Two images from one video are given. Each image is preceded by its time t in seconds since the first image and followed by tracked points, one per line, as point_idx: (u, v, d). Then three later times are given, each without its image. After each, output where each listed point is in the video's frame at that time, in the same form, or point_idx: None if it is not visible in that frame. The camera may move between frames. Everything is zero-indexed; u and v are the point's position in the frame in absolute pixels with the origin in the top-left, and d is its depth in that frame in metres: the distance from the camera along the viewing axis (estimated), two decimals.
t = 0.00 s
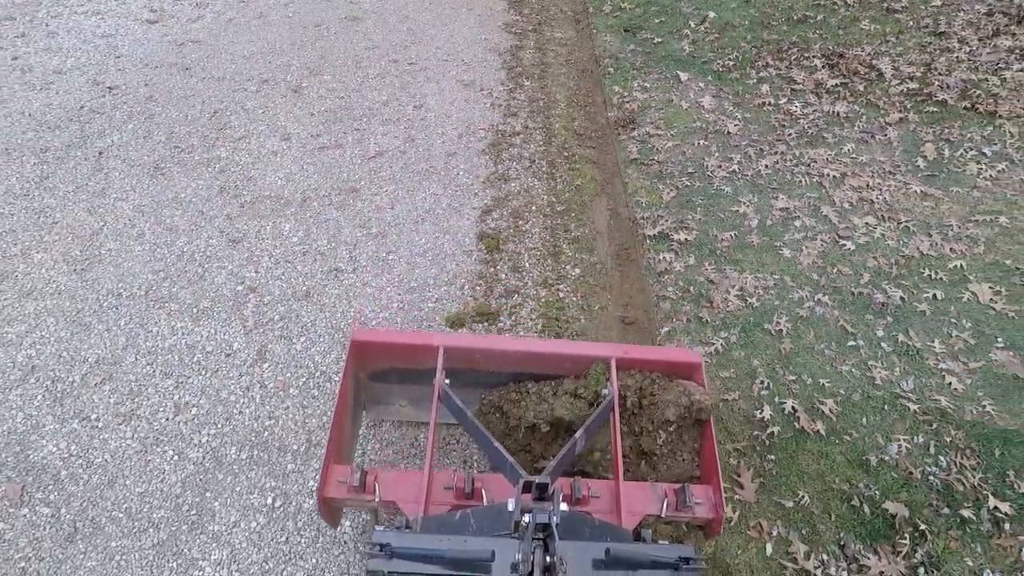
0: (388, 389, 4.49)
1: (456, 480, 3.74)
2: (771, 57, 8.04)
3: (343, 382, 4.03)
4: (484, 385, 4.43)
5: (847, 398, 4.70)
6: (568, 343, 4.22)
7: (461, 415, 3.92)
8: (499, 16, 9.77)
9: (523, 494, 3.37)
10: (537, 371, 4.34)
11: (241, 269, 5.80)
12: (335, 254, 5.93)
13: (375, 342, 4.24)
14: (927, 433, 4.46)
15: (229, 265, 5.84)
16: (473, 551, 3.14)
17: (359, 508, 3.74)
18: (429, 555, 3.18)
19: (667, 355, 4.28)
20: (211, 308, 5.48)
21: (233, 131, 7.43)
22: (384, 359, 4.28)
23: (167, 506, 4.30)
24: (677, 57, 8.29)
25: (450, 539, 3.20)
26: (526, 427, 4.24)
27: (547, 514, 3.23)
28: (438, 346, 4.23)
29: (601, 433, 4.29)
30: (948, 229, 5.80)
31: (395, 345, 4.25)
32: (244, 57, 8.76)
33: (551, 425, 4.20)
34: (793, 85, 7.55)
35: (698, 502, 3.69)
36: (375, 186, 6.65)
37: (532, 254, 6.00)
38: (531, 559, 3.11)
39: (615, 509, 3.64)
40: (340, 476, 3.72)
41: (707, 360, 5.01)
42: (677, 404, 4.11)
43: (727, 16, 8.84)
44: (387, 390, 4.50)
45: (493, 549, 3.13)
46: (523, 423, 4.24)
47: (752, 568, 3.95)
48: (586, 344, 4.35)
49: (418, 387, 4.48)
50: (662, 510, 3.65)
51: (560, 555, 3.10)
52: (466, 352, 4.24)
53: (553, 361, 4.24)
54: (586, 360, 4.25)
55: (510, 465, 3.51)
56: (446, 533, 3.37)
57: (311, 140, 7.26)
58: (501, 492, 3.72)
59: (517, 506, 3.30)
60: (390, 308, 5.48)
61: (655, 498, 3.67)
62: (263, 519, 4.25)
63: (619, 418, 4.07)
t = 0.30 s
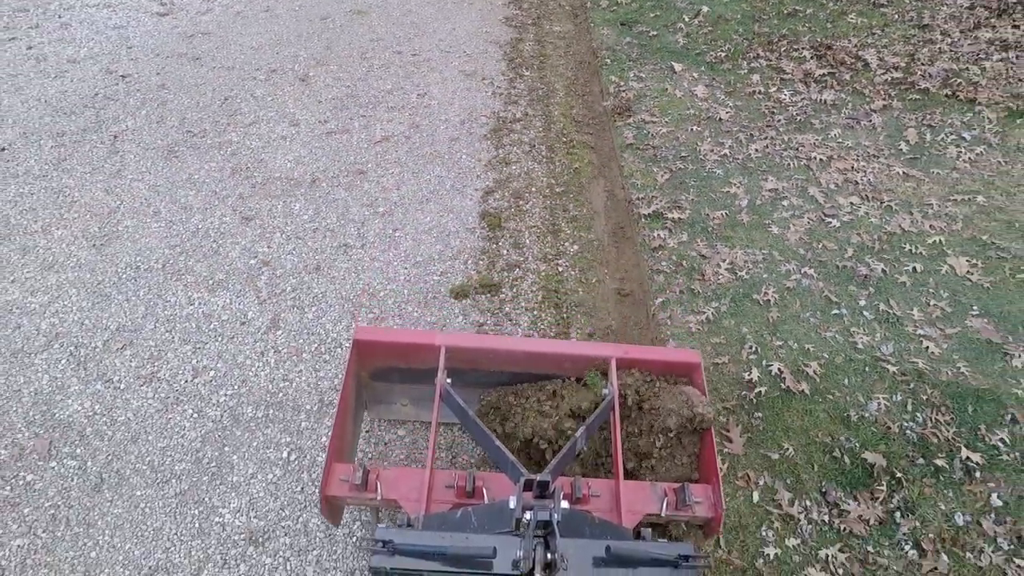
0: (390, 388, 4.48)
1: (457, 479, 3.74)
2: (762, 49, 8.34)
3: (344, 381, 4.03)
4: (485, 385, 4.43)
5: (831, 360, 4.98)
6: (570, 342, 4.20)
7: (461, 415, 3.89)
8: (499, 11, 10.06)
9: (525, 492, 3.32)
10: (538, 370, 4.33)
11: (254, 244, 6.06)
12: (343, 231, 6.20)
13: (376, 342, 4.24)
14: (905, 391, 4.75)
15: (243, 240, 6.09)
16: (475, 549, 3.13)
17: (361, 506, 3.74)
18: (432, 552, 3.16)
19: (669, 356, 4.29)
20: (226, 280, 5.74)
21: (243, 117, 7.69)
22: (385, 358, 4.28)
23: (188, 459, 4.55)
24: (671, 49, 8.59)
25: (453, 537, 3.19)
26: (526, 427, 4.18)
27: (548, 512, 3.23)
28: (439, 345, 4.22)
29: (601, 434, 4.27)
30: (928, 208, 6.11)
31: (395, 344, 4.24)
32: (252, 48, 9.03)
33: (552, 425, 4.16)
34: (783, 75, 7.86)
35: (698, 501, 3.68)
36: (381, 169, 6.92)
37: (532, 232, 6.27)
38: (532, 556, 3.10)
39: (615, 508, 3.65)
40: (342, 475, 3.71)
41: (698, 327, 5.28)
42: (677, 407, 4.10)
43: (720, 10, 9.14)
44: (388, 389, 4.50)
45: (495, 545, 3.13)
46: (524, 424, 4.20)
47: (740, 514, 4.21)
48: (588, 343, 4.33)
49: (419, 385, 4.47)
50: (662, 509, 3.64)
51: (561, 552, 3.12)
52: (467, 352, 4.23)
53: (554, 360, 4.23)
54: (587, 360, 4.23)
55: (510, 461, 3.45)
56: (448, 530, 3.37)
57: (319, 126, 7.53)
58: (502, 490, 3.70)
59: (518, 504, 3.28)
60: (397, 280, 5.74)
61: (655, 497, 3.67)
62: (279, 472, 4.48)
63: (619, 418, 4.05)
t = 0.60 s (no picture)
0: (386, 391, 4.52)
1: (453, 481, 3.78)
2: (751, 40, 8.60)
3: (342, 382, 4.07)
4: (482, 386, 4.48)
5: (815, 328, 5.22)
6: (565, 344, 4.28)
7: (458, 417, 3.96)
8: (495, 6, 10.31)
9: (520, 494, 3.38)
10: (534, 372, 4.39)
11: (261, 225, 6.28)
12: (347, 213, 6.43)
13: (374, 344, 4.28)
14: (885, 356, 4.98)
15: (250, 222, 6.32)
16: (471, 551, 3.19)
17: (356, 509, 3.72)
18: (428, 554, 3.22)
19: (665, 357, 4.33)
20: (234, 259, 5.96)
21: (248, 107, 7.92)
22: (382, 361, 4.32)
23: (201, 423, 4.76)
24: (663, 40, 8.84)
25: (449, 539, 3.24)
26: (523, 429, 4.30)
27: (545, 514, 3.23)
28: (436, 347, 4.27)
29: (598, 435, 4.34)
30: (909, 187, 6.35)
31: (392, 346, 4.29)
32: (255, 42, 9.27)
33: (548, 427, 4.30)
34: (771, 65, 8.11)
35: (694, 503, 3.70)
36: (382, 155, 7.15)
37: (529, 213, 6.51)
38: (528, 558, 3.14)
39: (611, 511, 3.69)
40: (338, 477, 3.70)
41: (688, 299, 5.52)
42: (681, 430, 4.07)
43: (710, 2, 9.38)
44: (385, 392, 4.54)
45: (490, 548, 3.19)
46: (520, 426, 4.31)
47: (727, 469, 4.44)
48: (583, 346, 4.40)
49: (416, 388, 4.52)
50: (659, 511, 3.66)
51: (557, 554, 3.16)
52: (464, 354, 4.28)
53: (550, 362, 4.30)
54: (583, 361, 4.30)
55: (508, 466, 3.54)
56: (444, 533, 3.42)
57: (321, 115, 7.76)
58: (498, 492, 3.74)
59: (515, 506, 3.34)
60: (399, 257, 5.97)
61: (651, 500, 3.70)
62: (288, 434, 4.70)
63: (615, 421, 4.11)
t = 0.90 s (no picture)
0: (386, 391, 4.49)
1: (453, 482, 3.76)
2: (743, 31, 8.84)
3: (340, 384, 4.04)
4: (481, 387, 4.43)
5: (803, 300, 5.44)
6: (565, 344, 4.23)
7: (458, 419, 3.97)
8: None
9: (520, 495, 3.35)
10: (533, 373, 4.34)
11: (269, 207, 6.50)
12: (351, 195, 6.65)
13: (373, 345, 4.25)
14: (869, 325, 5.21)
15: (258, 204, 6.54)
16: (470, 552, 3.18)
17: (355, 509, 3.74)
18: (427, 554, 3.21)
19: (665, 357, 4.29)
20: (244, 238, 6.18)
21: (254, 97, 8.14)
22: (381, 362, 4.29)
23: (215, 390, 4.97)
24: (658, 32, 9.09)
25: (448, 540, 3.23)
26: (521, 432, 4.17)
27: (544, 515, 3.20)
28: (435, 349, 4.24)
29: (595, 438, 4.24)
30: (895, 169, 6.59)
31: (391, 347, 4.25)
32: (260, 35, 9.51)
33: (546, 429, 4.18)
34: (762, 55, 8.35)
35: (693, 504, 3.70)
36: (385, 142, 7.37)
37: (528, 195, 6.74)
38: (527, 559, 3.11)
39: (610, 512, 3.67)
40: (337, 478, 3.73)
41: (681, 274, 5.74)
42: (681, 439, 4.05)
43: None
44: (385, 393, 4.50)
45: (490, 549, 3.16)
46: (518, 428, 4.18)
47: (717, 429, 4.66)
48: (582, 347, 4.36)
49: (416, 389, 4.49)
50: (658, 512, 3.66)
51: (556, 555, 3.12)
52: (463, 354, 4.24)
53: (550, 363, 4.25)
54: (582, 362, 4.26)
55: (508, 467, 3.54)
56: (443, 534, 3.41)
57: (325, 104, 7.98)
58: (498, 493, 3.71)
59: (514, 507, 3.29)
60: (403, 237, 6.19)
61: (651, 500, 3.69)
62: (297, 399, 4.91)
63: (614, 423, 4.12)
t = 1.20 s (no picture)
0: (385, 391, 4.54)
1: (450, 482, 3.80)
2: (735, 24, 9.08)
3: (339, 385, 4.07)
4: (479, 386, 4.46)
5: (790, 275, 5.67)
6: (563, 345, 4.26)
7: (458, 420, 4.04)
8: None
9: (517, 495, 3.38)
10: (531, 373, 4.37)
11: (275, 191, 6.72)
12: (355, 180, 6.88)
13: (372, 345, 4.27)
14: (853, 298, 5.44)
15: (265, 189, 6.76)
16: (467, 552, 3.16)
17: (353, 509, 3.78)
18: (423, 555, 3.19)
19: (663, 357, 4.32)
20: (252, 221, 6.40)
21: (259, 88, 8.37)
22: (380, 362, 4.32)
23: (226, 360, 5.20)
24: (652, 25, 9.31)
25: (445, 540, 3.21)
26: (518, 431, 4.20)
27: (541, 515, 3.19)
28: (433, 350, 4.27)
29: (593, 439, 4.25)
30: (880, 153, 6.82)
31: (390, 347, 4.27)
32: (264, 30, 9.74)
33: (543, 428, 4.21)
34: (753, 46, 8.59)
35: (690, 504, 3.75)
36: (387, 130, 7.59)
37: (526, 179, 6.98)
38: (525, 559, 3.07)
39: (609, 512, 3.70)
40: (335, 478, 3.75)
41: (673, 252, 5.97)
42: (677, 438, 4.09)
43: None
44: (384, 392, 4.55)
45: (487, 549, 3.15)
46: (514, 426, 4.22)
47: (707, 394, 4.88)
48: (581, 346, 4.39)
49: (415, 388, 4.54)
50: (656, 512, 3.71)
51: (553, 555, 3.10)
52: (461, 355, 4.27)
53: (547, 363, 4.28)
54: (580, 362, 4.29)
55: (506, 468, 3.59)
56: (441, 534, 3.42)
57: (328, 95, 8.21)
58: (495, 493, 3.77)
59: (511, 507, 3.33)
60: (405, 219, 6.42)
61: (648, 500, 3.74)
62: (306, 368, 5.14)
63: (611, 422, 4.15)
